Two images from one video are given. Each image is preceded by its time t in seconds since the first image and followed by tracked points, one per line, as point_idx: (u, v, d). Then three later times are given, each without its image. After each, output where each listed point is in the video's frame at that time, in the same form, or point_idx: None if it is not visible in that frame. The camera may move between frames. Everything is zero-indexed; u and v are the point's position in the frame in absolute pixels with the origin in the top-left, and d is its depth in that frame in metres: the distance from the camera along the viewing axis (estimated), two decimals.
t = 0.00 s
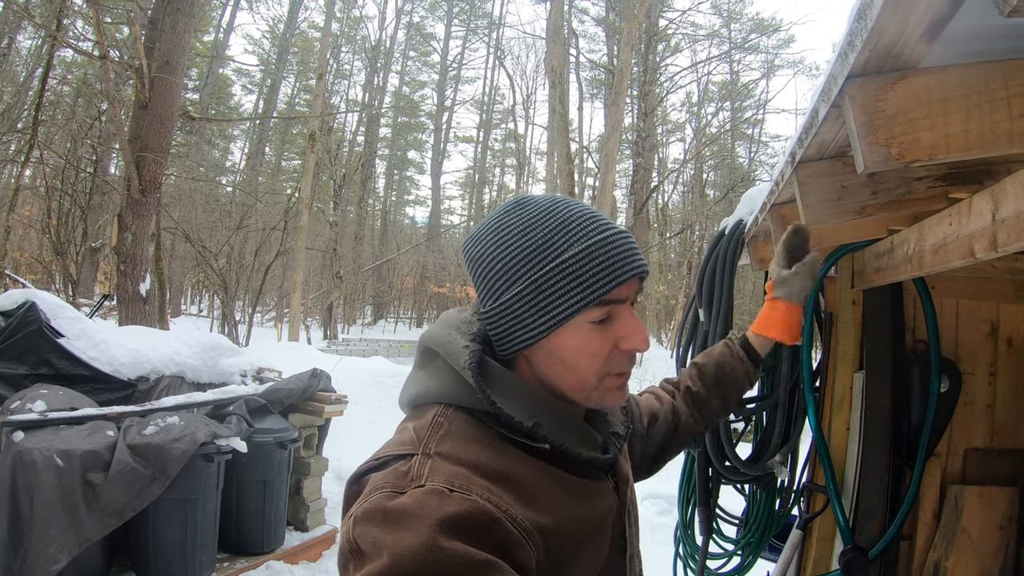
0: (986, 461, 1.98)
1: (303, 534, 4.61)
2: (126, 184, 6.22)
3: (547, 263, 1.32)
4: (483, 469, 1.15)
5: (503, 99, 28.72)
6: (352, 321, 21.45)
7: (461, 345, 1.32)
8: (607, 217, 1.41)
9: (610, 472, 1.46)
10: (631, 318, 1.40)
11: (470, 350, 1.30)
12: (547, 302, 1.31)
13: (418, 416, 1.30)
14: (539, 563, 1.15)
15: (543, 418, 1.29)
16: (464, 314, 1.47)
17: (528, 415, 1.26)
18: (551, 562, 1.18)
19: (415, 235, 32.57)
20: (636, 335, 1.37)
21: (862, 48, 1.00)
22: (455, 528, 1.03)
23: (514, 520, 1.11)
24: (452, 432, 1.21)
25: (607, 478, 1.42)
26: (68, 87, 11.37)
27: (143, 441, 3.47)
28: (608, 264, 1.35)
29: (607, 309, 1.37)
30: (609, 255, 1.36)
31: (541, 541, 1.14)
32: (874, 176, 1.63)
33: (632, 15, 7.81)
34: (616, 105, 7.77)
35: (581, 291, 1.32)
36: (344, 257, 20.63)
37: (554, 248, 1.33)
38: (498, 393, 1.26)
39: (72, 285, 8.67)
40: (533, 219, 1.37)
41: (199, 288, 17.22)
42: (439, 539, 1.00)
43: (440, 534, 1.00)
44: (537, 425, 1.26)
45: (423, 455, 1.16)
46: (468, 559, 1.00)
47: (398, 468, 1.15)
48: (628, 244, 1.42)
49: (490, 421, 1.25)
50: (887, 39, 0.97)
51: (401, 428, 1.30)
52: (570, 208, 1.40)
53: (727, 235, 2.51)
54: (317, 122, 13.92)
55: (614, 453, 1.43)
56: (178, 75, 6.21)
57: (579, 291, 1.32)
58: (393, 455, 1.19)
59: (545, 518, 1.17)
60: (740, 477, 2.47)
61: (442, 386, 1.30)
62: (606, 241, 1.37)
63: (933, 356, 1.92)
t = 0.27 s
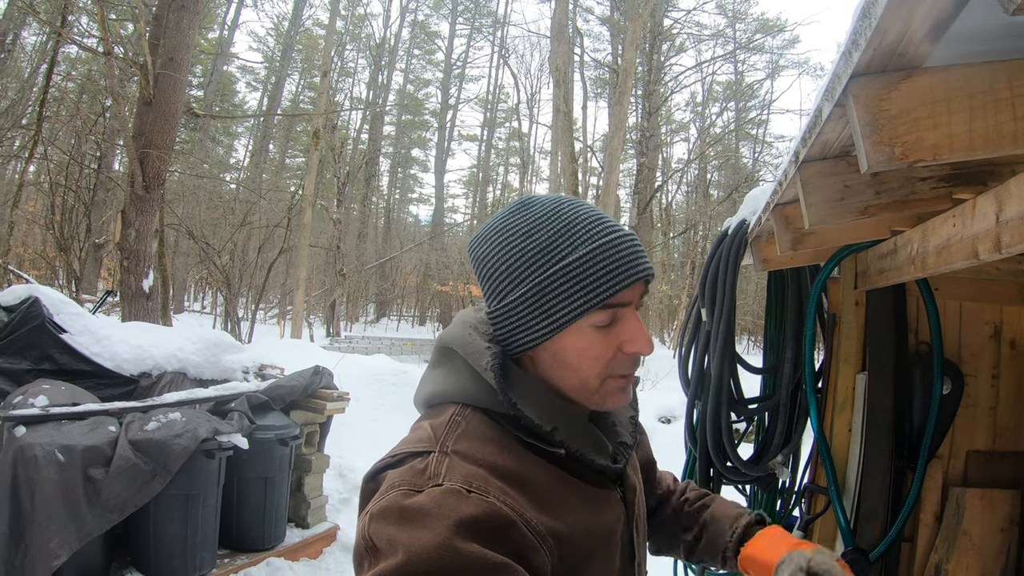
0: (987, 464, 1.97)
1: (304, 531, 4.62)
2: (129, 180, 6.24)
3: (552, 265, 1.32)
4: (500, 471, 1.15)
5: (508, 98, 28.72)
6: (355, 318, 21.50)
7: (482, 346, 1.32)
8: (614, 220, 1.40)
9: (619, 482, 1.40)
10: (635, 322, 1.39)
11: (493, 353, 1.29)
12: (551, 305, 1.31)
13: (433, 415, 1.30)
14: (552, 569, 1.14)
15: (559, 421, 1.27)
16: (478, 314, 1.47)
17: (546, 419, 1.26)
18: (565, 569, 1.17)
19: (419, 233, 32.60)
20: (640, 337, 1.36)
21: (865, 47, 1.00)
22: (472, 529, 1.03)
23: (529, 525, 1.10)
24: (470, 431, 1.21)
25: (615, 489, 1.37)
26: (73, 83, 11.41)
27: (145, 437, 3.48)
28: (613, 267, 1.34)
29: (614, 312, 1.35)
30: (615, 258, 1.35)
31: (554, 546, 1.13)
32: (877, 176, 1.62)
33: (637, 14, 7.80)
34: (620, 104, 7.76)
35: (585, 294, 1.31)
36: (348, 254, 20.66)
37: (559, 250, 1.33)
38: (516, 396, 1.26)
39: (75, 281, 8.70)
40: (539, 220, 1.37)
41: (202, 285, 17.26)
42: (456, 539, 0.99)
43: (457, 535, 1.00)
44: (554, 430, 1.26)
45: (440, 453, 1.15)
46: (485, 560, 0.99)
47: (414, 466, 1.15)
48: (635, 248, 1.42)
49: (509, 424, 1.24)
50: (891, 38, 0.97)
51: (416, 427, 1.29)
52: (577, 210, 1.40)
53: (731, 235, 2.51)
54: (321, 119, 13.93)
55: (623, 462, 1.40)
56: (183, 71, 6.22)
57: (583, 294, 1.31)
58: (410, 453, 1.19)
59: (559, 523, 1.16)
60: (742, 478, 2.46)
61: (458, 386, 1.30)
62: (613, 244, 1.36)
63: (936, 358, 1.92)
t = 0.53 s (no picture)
0: (986, 467, 1.96)
1: (301, 529, 4.61)
2: (130, 177, 6.23)
3: (556, 268, 1.30)
4: (496, 468, 1.14)
5: (510, 97, 28.72)
6: (355, 317, 21.50)
7: (485, 344, 1.31)
8: (623, 224, 1.38)
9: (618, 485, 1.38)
10: (640, 327, 1.37)
11: (494, 351, 1.28)
12: (555, 307, 1.29)
13: (433, 411, 1.28)
14: (547, 569, 1.13)
15: (558, 421, 1.26)
16: (483, 312, 1.46)
17: (546, 418, 1.24)
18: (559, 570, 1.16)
19: (420, 232, 32.59)
20: (645, 343, 1.35)
21: (864, 44, 0.98)
22: (467, 525, 1.02)
23: (523, 522, 1.09)
24: (468, 428, 1.19)
25: (613, 491, 1.35)
26: (75, 79, 11.40)
27: (141, 433, 3.47)
28: (619, 272, 1.32)
29: (617, 317, 1.33)
30: (622, 263, 1.33)
31: (549, 544, 1.12)
32: (878, 176, 1.61)
33: (640, 14, 7.78)
34: (621, 104, 7.74)
35: (589, 299, 1.29)
36: (349, 252, 20.65)
37: (565, 253, 1.31)
38: (518, 395, 1.24)
39: (76, 277, 8.69)
40: (547, 220, 1.36)
41: (203, 282, 17.26)
42: (449, 535, 0.98)
43: (450, 531, 0.99)
44: (554, 429, 1.24)
45: (437, 448, 1.14)
46: (477, 557, 0.98)
47: (411, 461, 1.13)
48: (643, 253, 1.39)
49: (506, 422, 1.23)
50: (890, 35, 0.95)
51: (415, 423, 1.27)
52: (586, 212, 1.38)
53: (731, 235, 2.49)
54: (323, 117, 13.91)
55: (622, 464, 1.37)
56: (184, 68, 6.21)
57: (587, 297, 1.29)
58: (408, 448, 1.17)
59: (554, 522, 1.15)
60: (738, 479, 2.45)
61: (459, 383, 1.28)
62: (620, 249, 1.34)
63: (936, 361, 1.90)
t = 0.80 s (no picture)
0: (986, 467, 1.95)
1: (300, 529, 4.60)
2: (129, 177, 6.22)
3: (554, 267, 1.30)
4: (490, 466, 1.13)
5: (510, 97, 28.73)
6: (356, 317, 21.50)
7: (482, 342, 1.30)
8: (622, 223, 1.37)
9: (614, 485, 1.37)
10: (638, 328, 1.36)
11: (490, 348, 1.28)
12: (552, 307, 1.29)
13: (429, 409, 1.28)
14: (539, 567, 1.12)
15: (553, 420, 1.25)
16: (483, 311, 1.45)
17: (541, 417, 1.23)
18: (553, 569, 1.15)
19: (421, 231, 32.58)
20: (642, 346, 1.34)
21: (860, 38, 0.97)
22: (459, 521, 1.01)
23: (516, 520, 1.08)
24: (463, 425, 1.18)
25: (609, 492, 1.34)
26: (75, 79, 11.40)
27: (140, 433, 3.46)
28: (617, 272, 1.31)
29: (616, 316, 1.32)
30: (619, 263, 1.32)
31: (541, 542, 1.11)
32: (876, 173, 1.60)
33: (639, 14, 7.77)
34: (621, 103, 7.73)
35: (587, 298, 1.28)
36: (349, 252, 20.65)
37: (562, 253, 1.31)
38: (515, 394, 1.23)
39: (76, 278, 8.68)
40: (544, 220, 1.34)
41: (203, 282, 17.26)
42: (442, 531, 0.98)
43: (442, 526, 0.98)
44: (549, 427, 1.23)
45: (431, 445, 1.13)
46: (468, 554, 0.97)
47: (406, 457, 1.13)
48: (641, 253, 1.38)
49: (502, 420, 1.22)
50: (886, 29, 0.95)
51: (411, 421, 1.27)
52: (584, 212, 1.36)
53: (730, 233, 2.48)
54: (323, 117, 13.91)
55: (618, 465, 1.36)
56: (183, 68, 6.21)
57: (585, 297, 1.28)
58: (402, 445, 1.16)
59: (547, 521, 1.14)
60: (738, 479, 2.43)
61: (456, 381, 1.27)
62: (618, 249, 1.33)
63: (935, 360, 1.89)
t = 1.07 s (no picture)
0: (989, 465, 1.94)
1: (301, 531, 4.60)
2: (128, 180, 6.21)
3: (553, 270, 1.29)
4: (488, 469, 1.12)
5: (509, 97, 28.72)
6: (356, 317, 21.51)
7: (479, 345, 1.30)
8: (619, 224, 1.36)
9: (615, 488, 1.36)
10: (638, 329, 1.35)
11: (487, 351, 1.27)
12: (552, 309, 1.28)
13: (428, 413, 1.27)
14: (538, 570, 1.11)
15: (552, 422, 1.24)
16: (482, 314, 1.44)
17: (539, 419, 1.22)
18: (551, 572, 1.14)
19: (421, 231, 32.57)
20: (642, 347, 1.32)
21: (859, 35, 0.96)
22: (456, 524, 1.01)
23: (514, 522, 1.08)
24: (462, 428, 1.18)
25: (610, 494, 1.33)
26: (73, 83, 11.39)
27: (140, 437, 3.46)
28: (616, 273, 1.30)
29: (614, 318, 1.32)
30: (618, 264, 1.31)
31: (540, 545, 1.10)
32: (876, 170, 1.59)
33: (638, 12, 7.75)
34: (621, 102, 7.71)
35: (586, 300, 1.28)
36: (349, 253, 20.64)
37: (561, 255, 1.30)
38: (513, 397, 1.22)
39: (76, 281, 8.68)
40: (543, 222, 1.34)
41: (204, 285, 17.25)
42: (439, 533, 0.97)
43: (439, 529, 0.98)
44: (547, 430, 1.22)
45: (430, 449, 1.13)
46: (466, 556, 0.96)
47: (404, 461, 1.12)
48: (640, 254, 1.38)
49: (500, 422, 1.21)
50: (885, 26, 0.94)
51: (410, 425, 1.26)
52: (582, 213, 1.36)
53: (729, 232, 2.48)
54: (321, 118, 13.90)
55: (618, 467, 1.35)
56: (181, 71, 6.20)
57: (584, 299, 1.28)
58: (401, 449, 1.16)
59: (546, 523, 1.13)
60: (740, 478, 2.42)
61: (454, 384, 1.26)
62: (616, 250, 1.32)
63: (937, 358, 1.89)
